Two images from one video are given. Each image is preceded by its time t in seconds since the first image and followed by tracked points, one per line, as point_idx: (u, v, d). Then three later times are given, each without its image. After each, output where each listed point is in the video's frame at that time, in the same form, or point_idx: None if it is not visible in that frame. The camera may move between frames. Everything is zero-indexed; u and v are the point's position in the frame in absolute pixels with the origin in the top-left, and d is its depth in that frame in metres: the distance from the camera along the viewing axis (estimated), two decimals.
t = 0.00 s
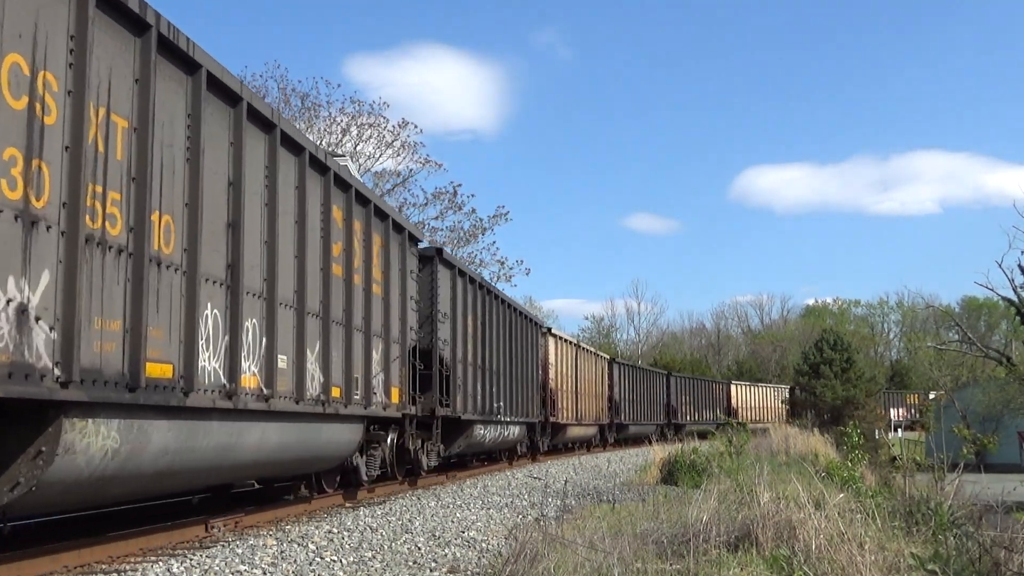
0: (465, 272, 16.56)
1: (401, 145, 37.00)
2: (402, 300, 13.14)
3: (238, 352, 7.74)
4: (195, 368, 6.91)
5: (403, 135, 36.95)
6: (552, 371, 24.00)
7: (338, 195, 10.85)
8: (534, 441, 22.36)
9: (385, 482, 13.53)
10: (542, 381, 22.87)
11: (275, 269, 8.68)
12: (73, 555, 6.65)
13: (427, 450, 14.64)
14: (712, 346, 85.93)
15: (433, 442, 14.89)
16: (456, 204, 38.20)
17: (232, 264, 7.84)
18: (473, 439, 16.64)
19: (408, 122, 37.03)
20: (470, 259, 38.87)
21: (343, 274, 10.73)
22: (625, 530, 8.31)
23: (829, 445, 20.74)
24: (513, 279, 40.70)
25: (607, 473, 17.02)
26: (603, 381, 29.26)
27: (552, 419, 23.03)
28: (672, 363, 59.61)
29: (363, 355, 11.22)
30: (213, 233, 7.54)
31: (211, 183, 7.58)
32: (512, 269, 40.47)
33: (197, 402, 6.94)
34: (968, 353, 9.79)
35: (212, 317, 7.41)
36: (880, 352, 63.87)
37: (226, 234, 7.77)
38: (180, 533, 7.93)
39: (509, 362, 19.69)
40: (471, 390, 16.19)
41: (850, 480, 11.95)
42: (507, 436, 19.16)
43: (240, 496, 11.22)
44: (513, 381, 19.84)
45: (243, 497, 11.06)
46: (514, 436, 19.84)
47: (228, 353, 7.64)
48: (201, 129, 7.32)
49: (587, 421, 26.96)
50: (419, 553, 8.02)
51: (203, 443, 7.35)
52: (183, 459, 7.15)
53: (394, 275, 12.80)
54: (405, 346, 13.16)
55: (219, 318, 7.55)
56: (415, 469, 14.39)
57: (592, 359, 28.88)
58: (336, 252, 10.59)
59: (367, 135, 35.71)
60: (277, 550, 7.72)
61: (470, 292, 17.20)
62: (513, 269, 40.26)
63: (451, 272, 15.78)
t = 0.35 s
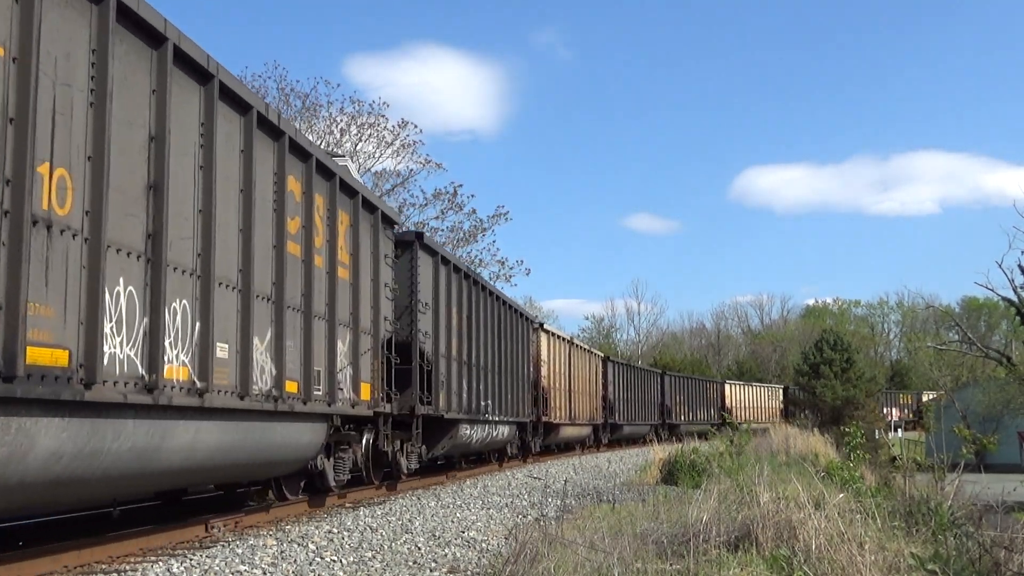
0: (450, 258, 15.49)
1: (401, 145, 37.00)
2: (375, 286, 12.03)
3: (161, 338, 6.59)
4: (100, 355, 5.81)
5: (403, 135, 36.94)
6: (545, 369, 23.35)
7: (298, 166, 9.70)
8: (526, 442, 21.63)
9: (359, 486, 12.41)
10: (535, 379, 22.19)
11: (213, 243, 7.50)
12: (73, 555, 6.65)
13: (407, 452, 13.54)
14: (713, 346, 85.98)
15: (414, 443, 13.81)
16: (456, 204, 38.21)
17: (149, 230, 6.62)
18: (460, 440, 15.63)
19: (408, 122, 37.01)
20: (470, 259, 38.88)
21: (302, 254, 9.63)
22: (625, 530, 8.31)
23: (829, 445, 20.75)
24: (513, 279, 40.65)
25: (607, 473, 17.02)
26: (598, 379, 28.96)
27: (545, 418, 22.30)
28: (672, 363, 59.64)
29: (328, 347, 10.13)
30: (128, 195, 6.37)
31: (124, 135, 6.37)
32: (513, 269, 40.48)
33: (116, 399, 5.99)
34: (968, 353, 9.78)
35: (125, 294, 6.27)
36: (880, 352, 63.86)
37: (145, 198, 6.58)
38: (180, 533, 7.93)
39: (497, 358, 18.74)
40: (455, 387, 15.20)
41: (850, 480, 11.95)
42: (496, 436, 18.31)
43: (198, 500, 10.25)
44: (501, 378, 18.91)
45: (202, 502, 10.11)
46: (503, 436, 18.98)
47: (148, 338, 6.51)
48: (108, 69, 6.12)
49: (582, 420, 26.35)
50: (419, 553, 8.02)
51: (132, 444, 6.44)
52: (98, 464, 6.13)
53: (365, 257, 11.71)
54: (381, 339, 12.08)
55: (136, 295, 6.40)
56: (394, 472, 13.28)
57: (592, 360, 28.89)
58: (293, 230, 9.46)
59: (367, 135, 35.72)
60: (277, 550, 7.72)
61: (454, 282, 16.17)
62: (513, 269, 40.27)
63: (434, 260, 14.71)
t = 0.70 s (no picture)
0: (430, 242, 14.44)
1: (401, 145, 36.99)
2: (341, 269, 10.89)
3: (47, 322, 5.42)
4: None
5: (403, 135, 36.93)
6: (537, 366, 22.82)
7: (244, 127, 8.54)
8: (517, 443, 21.00)
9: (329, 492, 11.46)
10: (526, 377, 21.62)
11: (124, 207, 6.29)
12: (73, 555, 6.65)
13: (383, 454, 12.61)
14: (713, 345, 86.01)
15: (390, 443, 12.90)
16: (456, 204, 38.20)
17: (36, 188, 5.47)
18: (441, 440, 14.74)
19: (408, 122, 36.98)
20: (470, 259, 38.87)
21: (250, 229, 8.47)
22: (625, 529, 8.31)
23: (829, 445, 20.75)
24: (513, 279, 40.62)
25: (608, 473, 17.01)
26: (590, 378, 28.59)
27: (536, 417, 21.62)
28: (672, 363, 59.65)
29: (282, 336, 9.04)
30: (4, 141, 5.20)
31: None
32: (513, 269, 40.45)
33: (1, 393, 5.00)
34: (967, 353, 9.77)
35: None
36: (879, 352, 63.89)
37: (27, 146, 5.40)
38: (180, 533, 7.92)
39: (483, 352, 17.84)
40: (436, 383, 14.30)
41: (850, 480, 11.95)
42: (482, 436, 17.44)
43: (141, 509, 9.47)
44: (487, 373, 18.02)
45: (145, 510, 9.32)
46: (490, 436, 18.18)
47: (30, 318, 5.36)
48: None
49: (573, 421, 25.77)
50: (419, 553, 8.01)
51: (44, 450, 5.60)
52: (40, 470, 5.64)
53: (328, 236, 10.58)
54: (349, 330, 11.04)
55: (16, 265, 5.26)
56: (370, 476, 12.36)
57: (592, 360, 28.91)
58: (238, 201, 8.28)
59: (367, 135, 35.71)
60: (277, 550, 7.72)
61: (436, 270, 15.17)
62: (513, 269, 40.29)
63: (413, 244, 13.66)
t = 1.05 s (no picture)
0: (407, 224, 13.25)
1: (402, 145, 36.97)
2: (299, 248, 9.67)
3: None
4: None
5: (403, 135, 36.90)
6: (533, 362, 22.23)
7: (217, 109, 7.97)
8: (508, 443, 20.29)
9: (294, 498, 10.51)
10: (519, 373, 20.98)
11: None
12: (73, 555, 6.66)
13: (354, 457, 11.58)
14: (712, 345, 86.03)
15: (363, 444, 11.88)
16: (456, 203, 38.18)
17: None
18: (422, 441, 13.68)
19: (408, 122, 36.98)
20: (470, 259, 38.87)
21: (180, 195, 7.16)
22: (625, 529, 8.31)
23: (829, 445, 20.76)
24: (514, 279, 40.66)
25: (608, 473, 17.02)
26: (584, 376, 28.23)
27: (528, 416, 20.82)
28: (672, 363, 59.67)
29: (223, 321, 7.79)
30: None
31: None
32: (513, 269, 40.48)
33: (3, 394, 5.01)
34: (968, 353, 9.77)
35: None
36: (879, 352, 63.87)
37: None
38: (180, 532, 7.94)
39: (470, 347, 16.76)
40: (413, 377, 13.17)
41: (850, 480, 11.96)
42: (468, 435, 16.47)
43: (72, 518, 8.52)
44: (472, 369, 16.94)
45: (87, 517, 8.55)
46: (478, 437, 17.21)
47: None
48: None
49: (567, 420, 25.06)
50: (419, 553, 8.02)
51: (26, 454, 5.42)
52: None
53: (284, 210, 9.33)
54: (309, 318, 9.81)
55: None
56: (340, 481, 11.37)
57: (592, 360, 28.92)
58: (166, 161, 6.98)
59: (367, 135, 35.68)
60: (277, 550, 7.72)
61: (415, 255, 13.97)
62: (513, 269, 40.33)
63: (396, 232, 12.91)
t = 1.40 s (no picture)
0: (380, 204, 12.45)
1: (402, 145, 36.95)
2: (245, 223, 8.47)
3: None
4: None
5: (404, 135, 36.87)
6: (525, 360, 21.78)
7: (137, 50, 6.71)
8: (498, 444, 19.71)
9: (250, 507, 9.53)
10: (510, 370, 20.49)
11: None
12: (73, 555, 6.66)
13: (319, 461, 10.64)
14: (712, 345, 86.03)
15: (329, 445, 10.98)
16: (457, 204, 38.14)
17: None
18: (398, 442, 12.93)
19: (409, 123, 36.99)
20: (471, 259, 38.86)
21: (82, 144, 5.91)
22: (625, 530, 8.31)
23: (829, 445, 20.76)
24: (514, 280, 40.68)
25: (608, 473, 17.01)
26: (577, 375, 28.03)
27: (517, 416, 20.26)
28: (672, 363, 59.67)
29: (143, 303, 6.54)
30: None
31: None
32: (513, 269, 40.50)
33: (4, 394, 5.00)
34: (967, 353, 9.76)
35: None
36: (879, 351, 63.86)
37: None
38: (180, 532, 7.94)
39: (451, 341, 16.04)
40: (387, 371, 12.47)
41: (850, 480, 11.96)
42: (450, 436, 15.71)
43: None
44: (456, 366, 16.25)
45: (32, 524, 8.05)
46: (462, 437, 16.46)
47: None
48: None
49: (559, 420, 24.55)
50: (419, 553, 8.02)
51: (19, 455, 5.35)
52: None
53: (224, 176, 8.12)
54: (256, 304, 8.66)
55: None
56: (302, 487, 10.45)
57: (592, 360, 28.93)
58: (60, 105, 5.70)
59: (367, 135, 35.65)
60: (277, 550, 7.72)
61: (390, 240, 13.23)
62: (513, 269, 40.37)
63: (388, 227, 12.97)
